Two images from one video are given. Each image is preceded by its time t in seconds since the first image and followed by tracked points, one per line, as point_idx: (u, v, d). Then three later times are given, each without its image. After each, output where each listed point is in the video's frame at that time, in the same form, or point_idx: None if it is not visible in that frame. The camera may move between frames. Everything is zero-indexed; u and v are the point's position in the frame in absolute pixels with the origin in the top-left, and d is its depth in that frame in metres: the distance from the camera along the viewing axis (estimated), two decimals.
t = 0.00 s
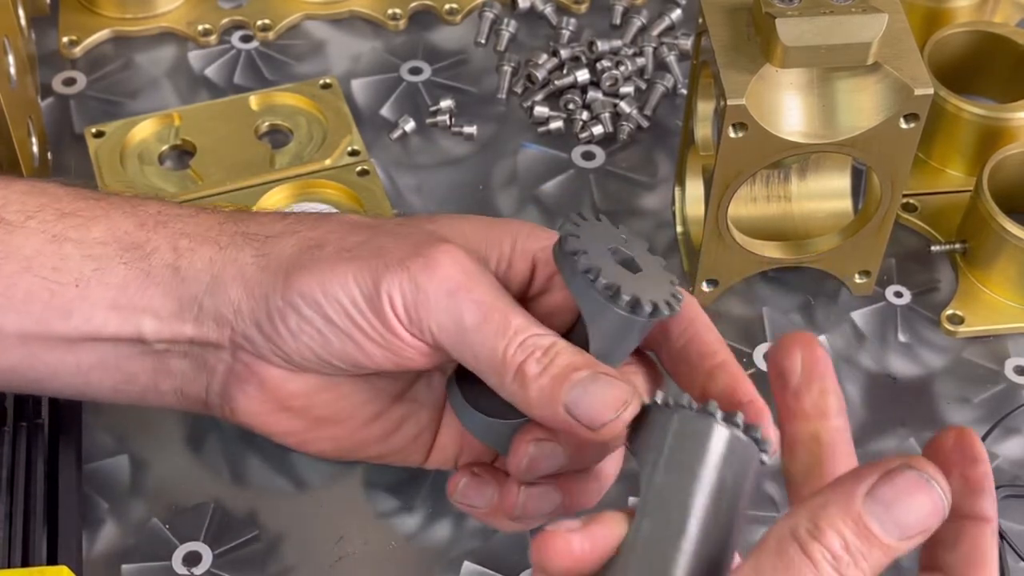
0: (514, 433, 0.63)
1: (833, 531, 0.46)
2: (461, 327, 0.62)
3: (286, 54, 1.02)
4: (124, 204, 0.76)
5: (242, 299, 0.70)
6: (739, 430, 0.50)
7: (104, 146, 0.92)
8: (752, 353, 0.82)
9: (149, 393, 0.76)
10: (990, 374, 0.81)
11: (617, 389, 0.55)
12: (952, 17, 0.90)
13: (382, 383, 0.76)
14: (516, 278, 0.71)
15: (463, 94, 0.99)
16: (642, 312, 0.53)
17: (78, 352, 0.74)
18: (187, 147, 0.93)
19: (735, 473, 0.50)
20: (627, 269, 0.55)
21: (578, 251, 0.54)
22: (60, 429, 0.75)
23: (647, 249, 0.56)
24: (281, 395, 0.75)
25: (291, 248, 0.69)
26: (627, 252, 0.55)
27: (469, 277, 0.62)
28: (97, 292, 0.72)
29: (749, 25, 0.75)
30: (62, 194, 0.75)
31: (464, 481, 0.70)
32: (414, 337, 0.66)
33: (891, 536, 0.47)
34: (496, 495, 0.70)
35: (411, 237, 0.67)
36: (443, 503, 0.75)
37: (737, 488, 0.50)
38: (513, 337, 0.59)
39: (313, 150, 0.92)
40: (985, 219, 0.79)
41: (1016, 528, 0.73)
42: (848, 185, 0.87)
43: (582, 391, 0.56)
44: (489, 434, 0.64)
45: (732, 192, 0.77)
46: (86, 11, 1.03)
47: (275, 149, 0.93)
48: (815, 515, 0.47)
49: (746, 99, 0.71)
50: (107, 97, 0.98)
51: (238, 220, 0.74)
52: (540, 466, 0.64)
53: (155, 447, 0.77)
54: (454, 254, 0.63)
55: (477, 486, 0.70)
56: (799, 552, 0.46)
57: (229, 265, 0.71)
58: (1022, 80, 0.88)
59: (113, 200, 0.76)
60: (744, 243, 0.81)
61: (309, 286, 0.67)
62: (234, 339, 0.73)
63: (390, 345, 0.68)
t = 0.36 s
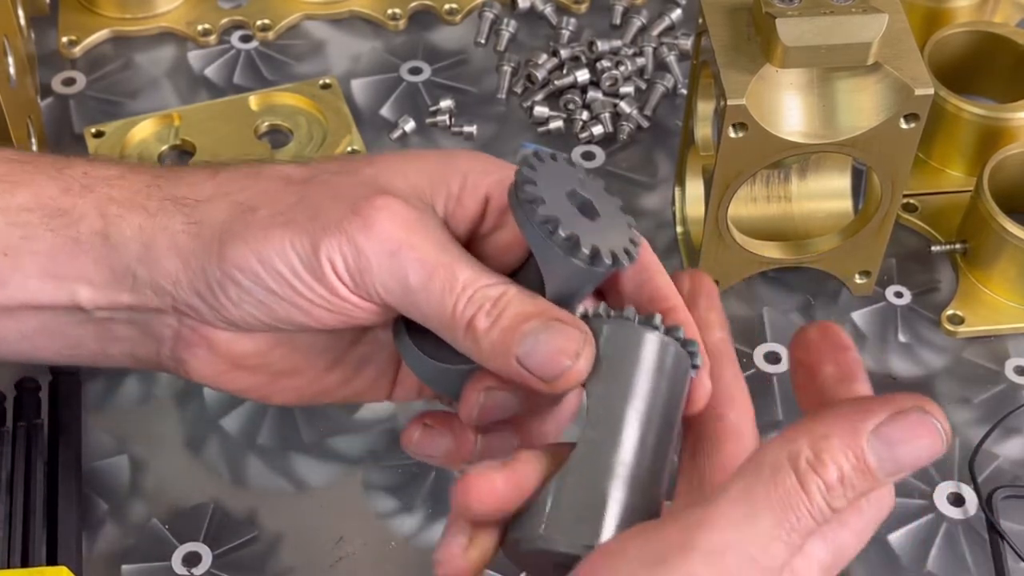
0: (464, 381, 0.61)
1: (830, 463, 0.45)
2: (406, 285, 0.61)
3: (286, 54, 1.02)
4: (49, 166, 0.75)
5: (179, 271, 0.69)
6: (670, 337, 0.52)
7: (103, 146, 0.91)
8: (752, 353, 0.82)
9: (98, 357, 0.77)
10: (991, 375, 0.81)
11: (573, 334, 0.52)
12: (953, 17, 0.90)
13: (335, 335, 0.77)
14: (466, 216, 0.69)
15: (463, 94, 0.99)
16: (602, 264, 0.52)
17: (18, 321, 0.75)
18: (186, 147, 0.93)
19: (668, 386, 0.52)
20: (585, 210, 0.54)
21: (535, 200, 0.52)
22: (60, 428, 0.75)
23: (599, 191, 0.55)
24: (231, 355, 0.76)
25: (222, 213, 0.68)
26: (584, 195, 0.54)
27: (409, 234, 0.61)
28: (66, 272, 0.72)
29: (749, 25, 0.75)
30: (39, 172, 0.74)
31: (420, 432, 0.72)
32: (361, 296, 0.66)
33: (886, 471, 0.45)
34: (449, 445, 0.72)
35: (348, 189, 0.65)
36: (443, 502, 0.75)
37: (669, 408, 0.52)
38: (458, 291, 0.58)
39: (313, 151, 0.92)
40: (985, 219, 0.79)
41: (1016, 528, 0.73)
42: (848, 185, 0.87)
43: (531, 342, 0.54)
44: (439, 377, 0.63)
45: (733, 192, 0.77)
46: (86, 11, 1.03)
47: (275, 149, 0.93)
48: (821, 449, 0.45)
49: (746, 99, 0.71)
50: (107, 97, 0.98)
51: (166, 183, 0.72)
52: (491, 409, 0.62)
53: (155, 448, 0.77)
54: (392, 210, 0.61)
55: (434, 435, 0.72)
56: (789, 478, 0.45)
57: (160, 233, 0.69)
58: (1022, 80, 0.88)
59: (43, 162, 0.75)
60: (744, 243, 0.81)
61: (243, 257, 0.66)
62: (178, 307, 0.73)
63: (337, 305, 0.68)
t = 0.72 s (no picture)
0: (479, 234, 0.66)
1: (517, 438, 0.53)
2: (415, 165, 0.62)
3: (285, 54, 1.02)
4: None
5: (164, 208, 0.71)
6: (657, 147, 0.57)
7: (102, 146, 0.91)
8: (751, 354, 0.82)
9: (73, 316, 0.79)
10: (991, 375, 0.81)
11: (525, 344, 0.55)
12: (953, 17, 0.90)
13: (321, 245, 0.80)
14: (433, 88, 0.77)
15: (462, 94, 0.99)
16: (592, 87, 0.62)
17: None
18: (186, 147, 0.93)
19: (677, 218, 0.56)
20: (568, 66, 0.62)
21: (516, 35, 0.63)
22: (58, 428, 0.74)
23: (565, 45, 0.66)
24: (221, 288, 0.79)
25: (197, 139, 0.69)
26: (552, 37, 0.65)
27: (400, 112, 0.62)
28: (46, 226, 0.74)
29: (749, 25, 0.75)
30: (26, 138, 0.75)
31: (426, 308, 0.79)
32: (369, 189, 0.67)
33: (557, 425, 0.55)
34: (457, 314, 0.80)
35: (319, 83, 0.66)
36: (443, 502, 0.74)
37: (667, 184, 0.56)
38: (461, 156, 0.60)
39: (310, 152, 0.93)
40: (985, 219, 0.79)
41: (1016, 528, 0.73)
42: (848, 185, 0.86)
43: (553, 184, 0.57)
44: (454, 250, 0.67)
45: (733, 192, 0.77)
46: (87, 11, 1.03)
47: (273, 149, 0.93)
48: (495, 427, 0.54)
49: (746, 99, 0.71)
50: (107, 97, 0.98)
51: (121, 128, 0.74)
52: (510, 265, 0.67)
53: (155, 447, 0.77)
54: (373, 94, 0.63)
55: (441, 311, 0.79)
56: (505, 453, 0.53)
57: (134, 173, 0.71)
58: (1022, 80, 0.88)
59: None
60: (744, 243, 0.81)
61: (238, 174, 0.67)
62: (168, 249, 0.75)
63: (344, 204, 0.70)
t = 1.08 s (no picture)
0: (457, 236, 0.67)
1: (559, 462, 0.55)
2: (389, 141, 0.62)
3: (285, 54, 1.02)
4: None
5: (138, 189, 0.69)
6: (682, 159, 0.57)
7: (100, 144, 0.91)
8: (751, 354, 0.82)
9: (50, 302, 0.77)
10: (991, 375, 0.81)
11: (578, 369, 0.56)
12: (952, 17, 0.90)
13: (307, 237, 0.79)
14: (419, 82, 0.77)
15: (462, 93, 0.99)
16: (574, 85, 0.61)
17: None
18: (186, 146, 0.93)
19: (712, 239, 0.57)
20: (548, 65, 0.61)
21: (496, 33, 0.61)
22: (57, 429, 0.74)
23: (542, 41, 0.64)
24: (202, 277, 0.77)
25: (176, 118, 0.67)
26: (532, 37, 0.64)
27: (375, 91, 0.62)
28: (20, 209, 0.71)
29: (749, 25, 0.75)
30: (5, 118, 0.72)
31: (406, 308, 0.76)
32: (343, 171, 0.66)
33: (604, 459, 0.56)
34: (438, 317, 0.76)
35: (295, 69, 0.66)
36: (443, 501, 0.74)
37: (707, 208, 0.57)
38: (439, 134, 0.60)
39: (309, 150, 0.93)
40: (985, 219, 0.79)
41: (1016, 529, 0.73)
42: (848, 185, 0.87)
43: (533, 154, 0.58)
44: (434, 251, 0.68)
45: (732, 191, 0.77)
46: (86, 11, 1.02)
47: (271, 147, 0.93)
48: (546, 453, 0.56)
49: (746, 99, 0.71)
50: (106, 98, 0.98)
51: (101, 107, 0.72)
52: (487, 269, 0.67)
53: (155, 447, 0.77)
54: (351, 74, 0.63)
55: (420, 313, 0.76)
56: (551, 482, 0.55)
57: (110, 153, 0.68)
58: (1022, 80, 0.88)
59: None
60: (744, 243, 0.81)
61: (213, 153, 0.66)
62: (142, 231, 0.72)
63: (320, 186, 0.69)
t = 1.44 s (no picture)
0: (427, 234, 0.65)
1: (603, 477, 0.52)
2: (356, 139, 0.61)
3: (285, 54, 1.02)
4: None
5: (114, 184, 0.69)
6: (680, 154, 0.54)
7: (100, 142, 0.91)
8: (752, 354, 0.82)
9: (39, 297, 0.76)
10: (991, 375, 0.81)
11: (626, 384, 0.51)
12: (953, 17, 0.90)
13: (286, 232, 0.80)
14: (397, 78, 0.76)
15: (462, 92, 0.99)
16: (546, 83, 0.58)
17: None
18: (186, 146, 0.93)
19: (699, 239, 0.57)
20: (518, 61, 0.58)
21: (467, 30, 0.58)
22: (57, 430, 0.74)
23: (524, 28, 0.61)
24: (184, 271, 0.77)
25: (151, 114, 0.68)
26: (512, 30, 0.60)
27: (345, 89, 0.61)
28: (8, 202, 0.71)
29: (749, 25, 0.75)
30: None
31: (384, 305, 0.75)
32: (313, 169, 0.66)
33: (648, 469, 0.53)
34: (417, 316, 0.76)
35: (269, 66, 0.65)
36: (443, 501, 0.74)
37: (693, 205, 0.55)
38: (405, 136, 0.59)
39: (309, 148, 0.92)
40: (985, 219, 0.79)
41: (1016, 528, 0.73)
42: (848, 185, 0.87)
43: (499, 162, 0.55)
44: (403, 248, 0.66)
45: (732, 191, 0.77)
46: (87, 11, 1.02)
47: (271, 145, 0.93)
48: (590, 468, 0.52)
49: (746, 99, 0.71)
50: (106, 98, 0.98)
51: (85, 102, 0.72)
52: (458, 266, 0.66)
53: (155, 447, 0.77)
54: (322, 71, 0.62)
55: (399, 314, 0.76)
56: (597, 500, 0.52)
57: (89, 149, 0.69)
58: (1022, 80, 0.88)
59: None
60: (744, 243, 0.81)
61: (184, 148, 0.66)
62: (122, 226, 0.73)
63: (291, 184, 0.68)
